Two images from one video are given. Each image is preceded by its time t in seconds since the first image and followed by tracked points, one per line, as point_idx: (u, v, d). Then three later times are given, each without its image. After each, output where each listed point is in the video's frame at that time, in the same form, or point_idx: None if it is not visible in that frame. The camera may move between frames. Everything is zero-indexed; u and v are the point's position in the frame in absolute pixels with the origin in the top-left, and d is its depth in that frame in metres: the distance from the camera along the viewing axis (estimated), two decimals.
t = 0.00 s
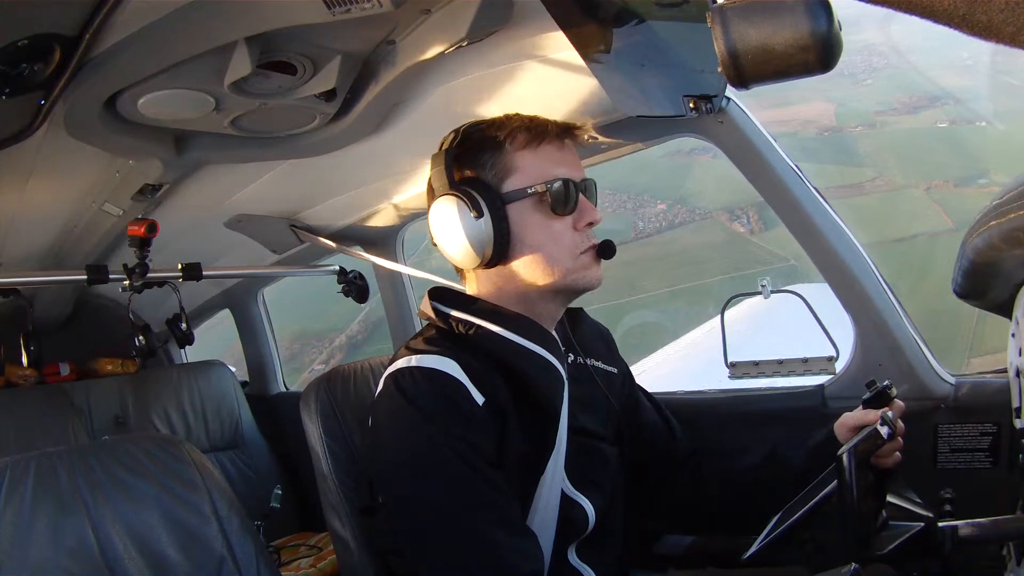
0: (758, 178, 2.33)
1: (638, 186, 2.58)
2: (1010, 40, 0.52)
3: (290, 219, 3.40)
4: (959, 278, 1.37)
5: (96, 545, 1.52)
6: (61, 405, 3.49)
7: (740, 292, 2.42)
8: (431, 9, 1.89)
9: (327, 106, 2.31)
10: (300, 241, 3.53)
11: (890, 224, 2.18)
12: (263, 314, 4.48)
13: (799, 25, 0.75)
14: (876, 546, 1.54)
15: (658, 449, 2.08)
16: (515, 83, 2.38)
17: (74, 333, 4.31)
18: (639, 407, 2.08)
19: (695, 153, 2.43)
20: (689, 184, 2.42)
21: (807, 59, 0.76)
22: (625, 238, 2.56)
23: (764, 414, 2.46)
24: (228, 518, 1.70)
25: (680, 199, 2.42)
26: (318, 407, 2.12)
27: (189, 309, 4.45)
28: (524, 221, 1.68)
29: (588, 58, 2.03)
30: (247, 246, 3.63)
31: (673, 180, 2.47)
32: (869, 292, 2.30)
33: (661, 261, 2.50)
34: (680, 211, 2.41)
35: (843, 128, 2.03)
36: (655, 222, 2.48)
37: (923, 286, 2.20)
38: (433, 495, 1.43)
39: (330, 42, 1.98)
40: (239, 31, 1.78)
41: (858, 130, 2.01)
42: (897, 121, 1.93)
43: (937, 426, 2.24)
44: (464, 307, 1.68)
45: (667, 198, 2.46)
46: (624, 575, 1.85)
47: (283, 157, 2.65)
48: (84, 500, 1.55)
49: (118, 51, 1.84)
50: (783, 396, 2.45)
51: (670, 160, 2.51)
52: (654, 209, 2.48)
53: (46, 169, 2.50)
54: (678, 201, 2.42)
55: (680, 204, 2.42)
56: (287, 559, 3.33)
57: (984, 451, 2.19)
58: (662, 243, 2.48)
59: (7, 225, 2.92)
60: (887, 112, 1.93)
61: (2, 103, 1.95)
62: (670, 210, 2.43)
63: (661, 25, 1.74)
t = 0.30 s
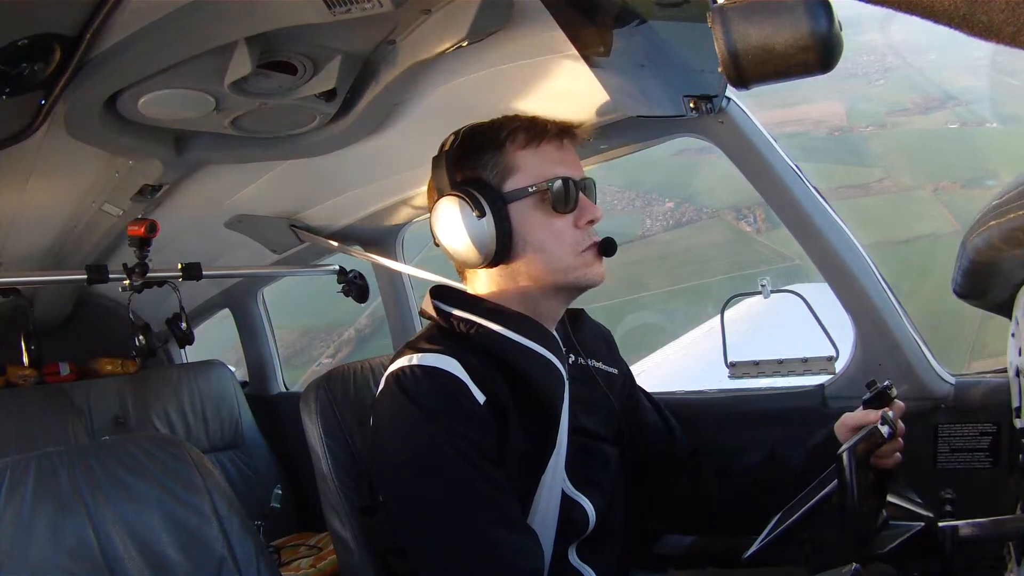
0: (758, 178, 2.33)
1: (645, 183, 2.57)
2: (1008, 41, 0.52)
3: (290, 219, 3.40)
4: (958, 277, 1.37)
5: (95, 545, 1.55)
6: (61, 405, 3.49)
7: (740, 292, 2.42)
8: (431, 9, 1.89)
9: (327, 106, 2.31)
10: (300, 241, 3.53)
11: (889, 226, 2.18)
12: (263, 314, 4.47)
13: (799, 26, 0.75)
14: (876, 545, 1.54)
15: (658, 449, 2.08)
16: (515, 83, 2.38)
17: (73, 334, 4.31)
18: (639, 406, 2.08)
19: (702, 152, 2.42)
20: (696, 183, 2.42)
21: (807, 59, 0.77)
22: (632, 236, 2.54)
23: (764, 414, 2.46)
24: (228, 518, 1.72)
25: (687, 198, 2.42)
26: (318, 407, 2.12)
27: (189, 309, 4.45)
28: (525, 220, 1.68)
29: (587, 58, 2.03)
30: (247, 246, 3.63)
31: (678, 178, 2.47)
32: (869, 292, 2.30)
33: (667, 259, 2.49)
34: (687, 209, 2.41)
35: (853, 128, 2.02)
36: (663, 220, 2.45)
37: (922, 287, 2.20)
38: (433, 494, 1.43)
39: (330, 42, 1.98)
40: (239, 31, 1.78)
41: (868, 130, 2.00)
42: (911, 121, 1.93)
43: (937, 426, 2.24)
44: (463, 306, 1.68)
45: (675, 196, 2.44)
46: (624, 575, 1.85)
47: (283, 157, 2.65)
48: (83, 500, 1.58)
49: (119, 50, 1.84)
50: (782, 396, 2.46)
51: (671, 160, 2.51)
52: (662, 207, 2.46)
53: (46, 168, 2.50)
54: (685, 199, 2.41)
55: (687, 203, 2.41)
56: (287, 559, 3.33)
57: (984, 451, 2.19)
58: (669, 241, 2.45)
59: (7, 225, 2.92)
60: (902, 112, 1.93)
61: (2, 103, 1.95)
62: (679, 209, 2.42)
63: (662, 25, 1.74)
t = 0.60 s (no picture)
0: (758, 178, 2.33)
1: (651, 184, 2.53)
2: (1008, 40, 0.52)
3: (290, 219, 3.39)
4: (959, 277, 1.36)
5: (96, 545, 1.60)
6: (61, 405, 3.50)
7: (740, 292, 2.41)
8: (431, 10, 1.90)
9: (327, 107, 2.31)
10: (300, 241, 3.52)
11: (888, 227, 2.18)
12: (263, 314, 4.46)
13: (799, 26, 0.75)
14: (876, 545, 1.55)
15: (658, 449, 2.08)
16: (515, 83, 2.38)
17: (73, 334, 4.31)
18: (639, 406, 2.08)
19: (705, 153, 2.43)
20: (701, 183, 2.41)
21: (807, 59, 0.77)
22: (641, 233, 2.49)
23: (764, 414, 2.46)
24: (229, 519, 1.79)
25: (695, 197, 2.40)
26: (318, 407, 2.12)
27: (189, 309, 4.45)
28: (547, 215, 1.67)
29: (587, 58, 2.03)
30: (247, 246, 3.63)
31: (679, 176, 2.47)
32: (869, 291, 2.30)
33: (673, 259, 2.46)
34: (694, 208, 2.39)
35: (863, 128, 1.99)
36: (670, 219, 2.42)
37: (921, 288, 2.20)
38: (432, 495, 1.43)
39: (330, 42, 1.98)
40: (239, 31, 1.78)
41: (878, 130, 1.97)
42: (923, 122, 1.91)
43: (937, 426, 2.24)
44: (462, 306, 1.67)
45: (681, 195, 2.42)
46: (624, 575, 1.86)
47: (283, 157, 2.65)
48: (83, 501, 1.63)
49: (119, 50, 1.84)
50: (782, 396, 2.46)
51: (671, 161, 2.52)
52: (670, 206, 2.43)
53: (46, 168, 2.50)
54: (693, 199, 2.39)
55: (696, 202, 2.39)
56: (287, 559, 3.33)
57: (984, 451, 2.19)
58: (676, 240, 2.43)
59: (7, 224, 2.92)
60: (912, 112, 1.92)
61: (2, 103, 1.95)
62: (686, 208, 2.39)
63: (662, 26, 1.74)
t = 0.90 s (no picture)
0: (758, 178, 2.33)
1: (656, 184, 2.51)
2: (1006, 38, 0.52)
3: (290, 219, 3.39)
4: (958, 278, 1.36)
5: (96, 545, 1.60)
6: (61, 405, 3.50)
7: (740, 292, 2.41)
8: (431, 10, 1.89)
9: (327, 107, 2.31)
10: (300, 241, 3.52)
11: (888, 227, 2.18)
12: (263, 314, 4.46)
13: (798, 26, 0.75)
14: (877, 546, 1.55)
15: (658, 449, 2.08)
16: (515, 83, 2.38)
17: (73, 333, 4.31)
18: (639, 406, 2.08)
19: (705, 153, 2.42)
20: (706, 183, 2.40)
21: (806, 59, 0.77)
22: (647, 233, 2.47)
23: (764, 414, 2.46)
24: (229, 519, 1.79)
25: (702, 198, 2.37)
26: (318, 407, 2.12)
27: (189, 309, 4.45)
28: (578, 210, 1.68)
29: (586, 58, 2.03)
30: (247, 246, 3.63)
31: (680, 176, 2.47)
32: (869, 291, 2.30)
33: (678, 258, 2.43)
34: (702, 208, 2.35)
35: (873, 130, 1.95)
36: (677, 219, 2.38)
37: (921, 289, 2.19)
38: (433, 495, 1.43)
39: (330, 42, 1.98)
40: (239, 31, 1.78)
41: (888, 132, 1.94)
42: (933, 125, 1.88)
43: (937, 426, 2.24)
44: (463, 305, 1.67)
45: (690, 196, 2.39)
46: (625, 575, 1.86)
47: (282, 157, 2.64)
48: (83, 501, 1.63)
49: (119, 51, 1.84)
50: (782, 396, 2.46)
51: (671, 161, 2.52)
52: (677, 206, 2.39)
53: (46, 168, 2.50)
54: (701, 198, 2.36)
55: (703, 202, 2.36)
56: (287, 559, 3.33)
57: (984, 451, 2.19)
58: (682, 240, 2.39)
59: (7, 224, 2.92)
60: (920, 114, 1.89)
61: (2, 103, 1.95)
62: (694, 208, 2.36)
63: (662, 26, 1.74)
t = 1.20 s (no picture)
0: (758, 177, 2.33)
1: (657, 183, 2.51)
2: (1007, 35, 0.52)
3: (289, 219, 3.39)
4: (958, 278, 1.35)
5: (95, 545, 1.60)
6: (61, 405, 3.49)
7: (739, 292, 2.41)
8: (431, 10, 1.89)
9: (327, 107, 2.31)
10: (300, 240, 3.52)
11: (887, 227, 2.18)
12: (263, 314, 4.46)
13: (799, 26, 0.75)
14: (878, 545, 1.56)
15: (657, 449, 2.08)
16: (515, 84, 2.38)
17: (73, 333, 4.31)
18: (639, 406, 2.09)
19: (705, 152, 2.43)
20: (708, 184, 2.41)
21: (806, 59, 0.77)
22: (651, 235, 2.48)
23: (764, 414, 2.47)
24: (229, 519, 1.80)
25: (712, 200, 2.39)
26: (318, 407, 2.12)
27: (189, 309, 4.45)
28: (581, 211, 1.69)
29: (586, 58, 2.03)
30: (247, 246, 3.63)
31: (681, 177, 2.47)
32: (869, 291, 2.30)
33: (685, 259, 2.44)
34: (710, 211, 2.38)
35: (879, 132, 1.94)
36: (685, 221, 2.39)
37: (922, 289, 2.19)
38: (433, 495, 1.43)
39: (330, 42, 1.98)
40: (239, 30, 1.78)
41: (898, 136, 1.92)
42: (944, 129, 1.86)
43: (937, 426, 2.24)
44: (463, 304, 1.67)
45: (698, 197, 2.40)
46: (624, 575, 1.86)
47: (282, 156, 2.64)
48: (83, 501, 1.63)
49: (119, 51, 1.84)
50: (782, 396, 2.47)
51: (671, 162, 2.52)
52: (686, 208, 2.40)
53: (45, 168, 2.50)
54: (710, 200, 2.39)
55: (711, 204, 2.39)
56: (287, 559, 3.34)
57: (984, 451, 2.19)
58: (690, 241, 2.41)
59: (7, 224, 2.92)
60: (934, 119, 1.86)
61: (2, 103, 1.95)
62: (703, 210, 2.38)
63: (662, 26, 1.74)
